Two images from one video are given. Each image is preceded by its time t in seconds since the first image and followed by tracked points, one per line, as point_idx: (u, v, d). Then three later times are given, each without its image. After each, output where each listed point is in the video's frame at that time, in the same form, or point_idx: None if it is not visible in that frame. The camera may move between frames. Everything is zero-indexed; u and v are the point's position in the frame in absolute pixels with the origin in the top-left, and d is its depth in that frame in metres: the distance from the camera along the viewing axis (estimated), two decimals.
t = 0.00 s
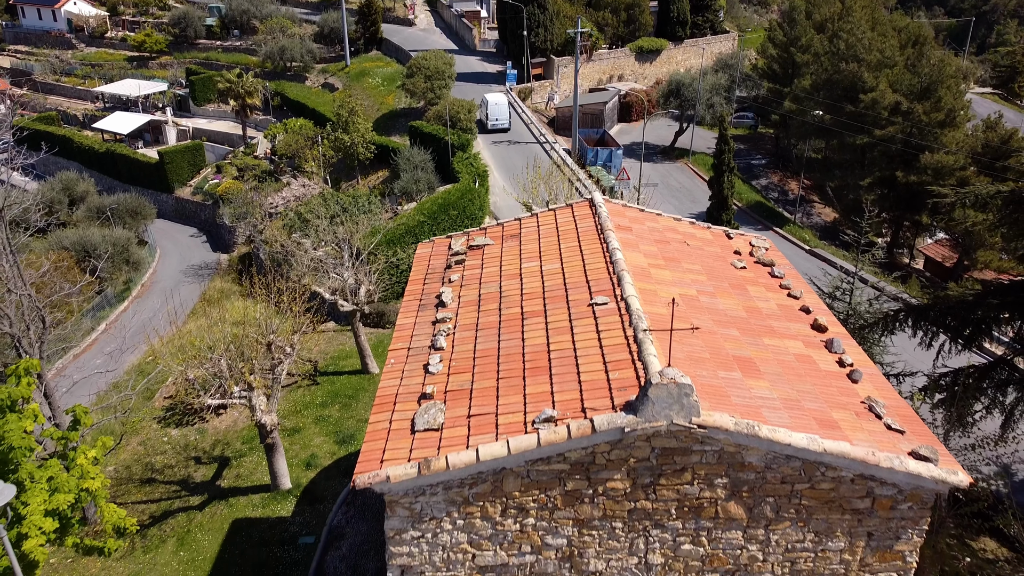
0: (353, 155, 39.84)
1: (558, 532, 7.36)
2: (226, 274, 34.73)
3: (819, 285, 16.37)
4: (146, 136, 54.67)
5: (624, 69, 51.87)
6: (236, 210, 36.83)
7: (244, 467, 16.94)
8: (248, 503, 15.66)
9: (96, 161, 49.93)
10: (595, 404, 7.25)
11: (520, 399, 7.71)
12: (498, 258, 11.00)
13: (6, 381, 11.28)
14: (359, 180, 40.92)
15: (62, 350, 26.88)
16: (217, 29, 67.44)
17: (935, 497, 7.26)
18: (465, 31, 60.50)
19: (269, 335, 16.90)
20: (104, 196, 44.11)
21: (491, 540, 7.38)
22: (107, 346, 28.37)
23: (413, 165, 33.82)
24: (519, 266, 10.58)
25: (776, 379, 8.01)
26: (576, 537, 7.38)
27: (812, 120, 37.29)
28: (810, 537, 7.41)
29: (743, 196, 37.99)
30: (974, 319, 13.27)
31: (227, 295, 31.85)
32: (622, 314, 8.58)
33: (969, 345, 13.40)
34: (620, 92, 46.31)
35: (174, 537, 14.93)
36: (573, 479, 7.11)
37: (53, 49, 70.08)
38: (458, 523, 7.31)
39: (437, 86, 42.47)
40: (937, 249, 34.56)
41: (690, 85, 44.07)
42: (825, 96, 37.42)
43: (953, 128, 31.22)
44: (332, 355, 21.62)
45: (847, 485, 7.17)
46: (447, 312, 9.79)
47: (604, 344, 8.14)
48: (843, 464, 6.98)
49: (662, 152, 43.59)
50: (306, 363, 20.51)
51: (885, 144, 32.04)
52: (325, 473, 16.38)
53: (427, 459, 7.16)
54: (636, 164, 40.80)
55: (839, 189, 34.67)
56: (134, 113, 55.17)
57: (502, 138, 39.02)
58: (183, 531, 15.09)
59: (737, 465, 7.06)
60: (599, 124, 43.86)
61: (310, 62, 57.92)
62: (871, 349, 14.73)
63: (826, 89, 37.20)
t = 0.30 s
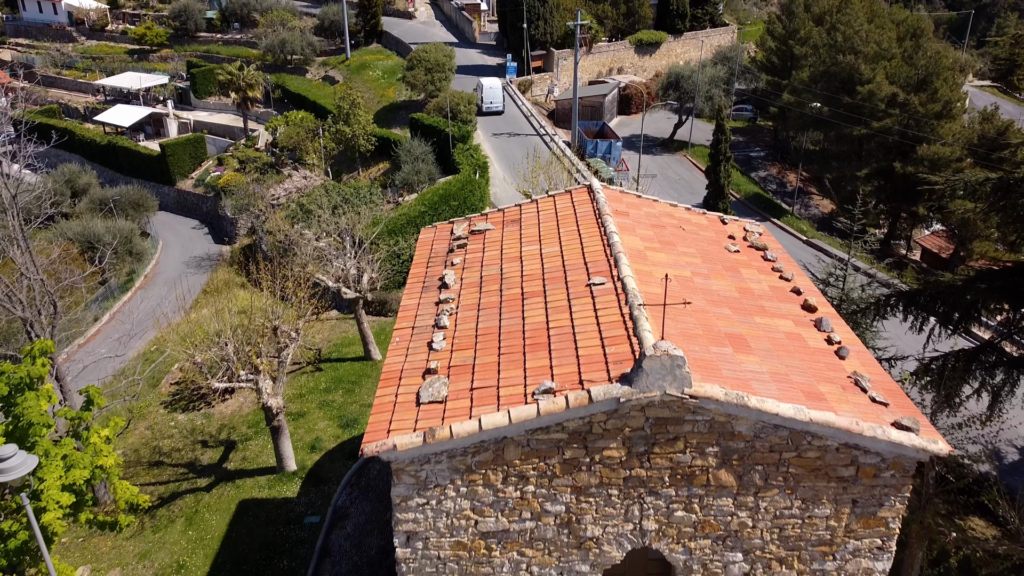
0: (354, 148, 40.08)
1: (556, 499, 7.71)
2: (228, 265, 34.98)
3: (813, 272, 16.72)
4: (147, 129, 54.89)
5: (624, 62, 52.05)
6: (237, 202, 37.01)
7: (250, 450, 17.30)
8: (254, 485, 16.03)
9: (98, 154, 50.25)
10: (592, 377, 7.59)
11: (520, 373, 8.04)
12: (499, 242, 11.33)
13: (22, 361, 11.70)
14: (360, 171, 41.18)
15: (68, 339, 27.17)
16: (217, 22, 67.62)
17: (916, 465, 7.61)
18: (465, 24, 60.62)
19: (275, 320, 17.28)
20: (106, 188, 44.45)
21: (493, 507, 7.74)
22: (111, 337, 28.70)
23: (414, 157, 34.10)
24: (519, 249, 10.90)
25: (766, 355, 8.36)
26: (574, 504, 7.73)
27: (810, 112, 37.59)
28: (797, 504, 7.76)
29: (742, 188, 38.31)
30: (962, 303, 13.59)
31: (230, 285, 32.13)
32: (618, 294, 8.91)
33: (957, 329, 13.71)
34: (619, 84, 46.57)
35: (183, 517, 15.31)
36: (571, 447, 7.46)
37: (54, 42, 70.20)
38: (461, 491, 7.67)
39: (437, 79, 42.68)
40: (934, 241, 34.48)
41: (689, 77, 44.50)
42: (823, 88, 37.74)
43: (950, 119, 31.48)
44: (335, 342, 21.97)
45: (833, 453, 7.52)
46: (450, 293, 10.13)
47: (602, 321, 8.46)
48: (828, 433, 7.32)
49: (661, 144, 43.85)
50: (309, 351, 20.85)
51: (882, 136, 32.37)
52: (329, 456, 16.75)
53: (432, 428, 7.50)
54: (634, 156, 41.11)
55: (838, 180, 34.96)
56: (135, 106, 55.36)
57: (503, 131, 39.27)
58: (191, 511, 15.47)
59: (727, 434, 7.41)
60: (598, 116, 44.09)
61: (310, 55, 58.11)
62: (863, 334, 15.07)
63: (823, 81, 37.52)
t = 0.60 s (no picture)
0: (355, 140, 40.34)
1: (555, 469, 8.06)
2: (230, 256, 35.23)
3: (807, 260, 17.09)
4: (148, 122, 55.18)
5: (623, 55, 52.27)
6: (239, 194, 37.21)
7: (256, 435, 17.66)
8: (261, 468, 16.39)
9: (100, 147, 50.53)
10: (590, 351, 7.93)
11: (521, 349, 8.38)
12: (500, 228, 11.66)
13: (37, 343, 12.00)
14: (361, 164, 41.46)
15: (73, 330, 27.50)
16: (218, 16, 67.85)
17: (899, 437, 7.96)
18: (465, 17, 60.78)
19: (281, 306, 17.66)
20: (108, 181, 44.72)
21: (494, 477, 8.09)
22: (115, 328, 29.02)
23: (415, 149, 34.45)
24: (520, 234, 11.22)
25: (756, 332, 8.71)
26: (572, 474, 8.08)
27: (808, 105, 37.92)
28: (786, 475, 8.11)
29: (740, 180, 38.61)
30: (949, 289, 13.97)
31: (232, 276, 32.41)
32: (615, 275, 9.23)
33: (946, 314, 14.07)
34: (619, 77, 46.78)
35: (191, 499, 15.67)
36: (570, 419, 7.80)
37: (55, 35, 70.35)
38: (464, 461, 8.02)
39: (438, 72, 42.92)
40: (931, 233, 34.83)
41: (688, 70, 44.73)
42: (821, 80, 38.10)
43: (946, 111, 31.76)
44: (339, 330, 22.32)
45: (819, 425, 7.86)
46: (452, 276, 10.46)
47: (599, 301, 8.80)
48: (815, 405, 7.66)
49: (660, 137, 44.10)
50: (313, 339, 21.21)
51: (879, 128, 32.69)
52: (333, 440, 17.13)
53: (437, 401, 7.85)
54: (633, 149, 41.42)
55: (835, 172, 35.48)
56: (137, 99, 55.57)
57: (502, 123, 39.55)
58: (199, 493, 15.83)
59: (719, 407, 7.75)
60: (598, 109, 44.33)
61: (311, 48, 58.33)
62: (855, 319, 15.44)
63: (821, 73, 37.89)
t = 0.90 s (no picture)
0: (355, 133, 40.61)
1: (554, 442, 8.40)
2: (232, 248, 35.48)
3: (801, 248, 17.48)
4: (149, 116, 55.53)
5: (623, 49, 52.53)
6: (241, 187, 37.46)
7: (261, 420, 18.01)
8: (266, 452, 16.75)
9: (101, 140, 50.85)
10: (587, 329, 8.24)
11: (521, 328, 8.70)
12: (500, 214, 11.98)
13: (50, 327, 12.44)
14: (362, 157, 41.76)
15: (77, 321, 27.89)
16: (218, 10, 68.16)
17: (884, 411, 8.29)
18: (465, 10, 60.92)
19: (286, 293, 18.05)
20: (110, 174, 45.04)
21: (495, 449, 8.44)
22: (118, 319, 29.39)
23: (416, 142, 34.74)
24: (520, 220, 11.54)
25: (747, 312, 9.05)
26: (570, 447, 8.42)
27: (805, 98, 38.22)
28: (775, 447, 8.45)
29: (738, 172, 38.90)
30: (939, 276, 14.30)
31: (234, 268, 32.72)
32: (613, 258, 9.55)
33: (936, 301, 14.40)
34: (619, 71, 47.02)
35: (198, 482, 16.03)
36: (567, 393, 8.13)
37: (56, 30, 70.60)
38: (467, 434, 8.36)
39: (438, 65, 43.14)
40: (928, 226, 35.14)
41: (687, 65, 45.75)
42: (818, 74, 38.43)
43: (943, 104, 32.04)
44: (341, 319, 22.67)
45: (807, 399, 8.20)
46: (454, 260, 10.79)
47: (596, 282, 9.12)
48: (802, 379, 8.00)
49: (660, 130, 44.35)
50: (317, 328, 21.61)
51: (876, 120, 33.03)
52: (337, 425, 17.50)
53: (440, 376, 8.18)
54: (632, 142, 41.70)
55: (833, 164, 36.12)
56: (138, 93, 55.83)
57: (502, 116, 39.85)
58: (206, 476, 16.19)
59: (710, 381, 8.08)
60: (598, 102, 44.59)
61: (311, 42, 58.58)
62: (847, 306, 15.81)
63: (819, 67, 38.43)
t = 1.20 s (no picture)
0: (357, 129, 40.97)
1: (553, 418, 8.75)
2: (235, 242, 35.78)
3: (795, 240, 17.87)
4: (151, 113, 55.98)
5: (622, 46, 52.81)
6: (243, 183, 37.79)
7: (266, 408, 18.36)
8: (272, 438, 17.10)
9: (104, 137, 51.23)
10: (585, 309, 8.58)
11: (521, 309, 9.04)
12: (501, 203, 12.33)
13: (62, 312, 12.73)
14: (363, 153, 42.07)
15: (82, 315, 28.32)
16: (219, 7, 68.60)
17: (870, 388, 8.63)
18: (465, 7, 61.21)
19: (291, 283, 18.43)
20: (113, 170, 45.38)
21: (497, 425, 8.78)
22: (122, 313, 29.79)
23: (416, 138, 35.16)
24: (520, 208, 11.88)
25: (739, 294, 9.40)
26: (568, 423, 8.77)
27: (803, 94, 38.61)
28: (766, 423, 8.79)
29: (736, 167, 39.22)
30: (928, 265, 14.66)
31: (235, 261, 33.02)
32: (610, 242, 9.88)
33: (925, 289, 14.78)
34: (618, 67, 47.40)
35: (205, 467, 16.36)
36: (566, 370, 8.47)
37: (57, 27, 70.95)
38: (469, 411, 8.70)
39: (439, 62, 43.48)
40: (925, 220, 35.36)
41: (686, 61, 46.25)
42: (816, 70, 38.82)
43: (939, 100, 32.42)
44: (344, 310, 23.01)
45: (796, 376, 8.53)
46: (456, 247, 11.13)
47: (594, 265, 9.45)
48: (791, 357, 8.34)
49: (659, 126, 44.64)
50: (321, 319, 22.04)
51: (872, 116, 33.26)
52: (341, 412, 17.86)
53: (444, 354, 8.53)
54: (631, 138, 42.06)
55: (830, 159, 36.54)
56: (140, 90, 56.15)
57: (502, 112, 40.16)
58: (213, 462, 16.53)
59: (703, 359, 8.42)
60: (597, 99, 44.94)
61: (312, 39, 58.87)
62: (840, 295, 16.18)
63: (816, 63, 38.74)
